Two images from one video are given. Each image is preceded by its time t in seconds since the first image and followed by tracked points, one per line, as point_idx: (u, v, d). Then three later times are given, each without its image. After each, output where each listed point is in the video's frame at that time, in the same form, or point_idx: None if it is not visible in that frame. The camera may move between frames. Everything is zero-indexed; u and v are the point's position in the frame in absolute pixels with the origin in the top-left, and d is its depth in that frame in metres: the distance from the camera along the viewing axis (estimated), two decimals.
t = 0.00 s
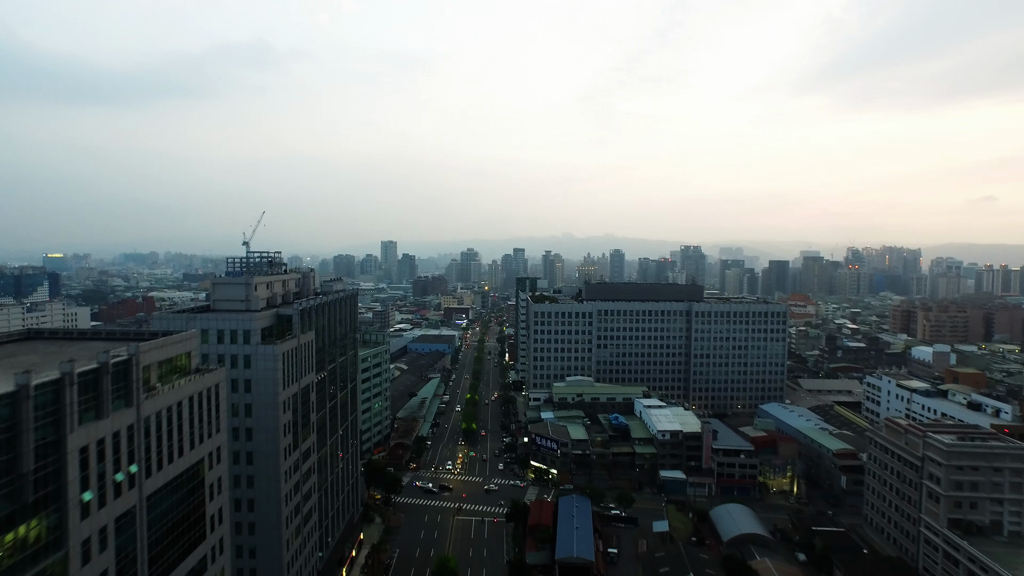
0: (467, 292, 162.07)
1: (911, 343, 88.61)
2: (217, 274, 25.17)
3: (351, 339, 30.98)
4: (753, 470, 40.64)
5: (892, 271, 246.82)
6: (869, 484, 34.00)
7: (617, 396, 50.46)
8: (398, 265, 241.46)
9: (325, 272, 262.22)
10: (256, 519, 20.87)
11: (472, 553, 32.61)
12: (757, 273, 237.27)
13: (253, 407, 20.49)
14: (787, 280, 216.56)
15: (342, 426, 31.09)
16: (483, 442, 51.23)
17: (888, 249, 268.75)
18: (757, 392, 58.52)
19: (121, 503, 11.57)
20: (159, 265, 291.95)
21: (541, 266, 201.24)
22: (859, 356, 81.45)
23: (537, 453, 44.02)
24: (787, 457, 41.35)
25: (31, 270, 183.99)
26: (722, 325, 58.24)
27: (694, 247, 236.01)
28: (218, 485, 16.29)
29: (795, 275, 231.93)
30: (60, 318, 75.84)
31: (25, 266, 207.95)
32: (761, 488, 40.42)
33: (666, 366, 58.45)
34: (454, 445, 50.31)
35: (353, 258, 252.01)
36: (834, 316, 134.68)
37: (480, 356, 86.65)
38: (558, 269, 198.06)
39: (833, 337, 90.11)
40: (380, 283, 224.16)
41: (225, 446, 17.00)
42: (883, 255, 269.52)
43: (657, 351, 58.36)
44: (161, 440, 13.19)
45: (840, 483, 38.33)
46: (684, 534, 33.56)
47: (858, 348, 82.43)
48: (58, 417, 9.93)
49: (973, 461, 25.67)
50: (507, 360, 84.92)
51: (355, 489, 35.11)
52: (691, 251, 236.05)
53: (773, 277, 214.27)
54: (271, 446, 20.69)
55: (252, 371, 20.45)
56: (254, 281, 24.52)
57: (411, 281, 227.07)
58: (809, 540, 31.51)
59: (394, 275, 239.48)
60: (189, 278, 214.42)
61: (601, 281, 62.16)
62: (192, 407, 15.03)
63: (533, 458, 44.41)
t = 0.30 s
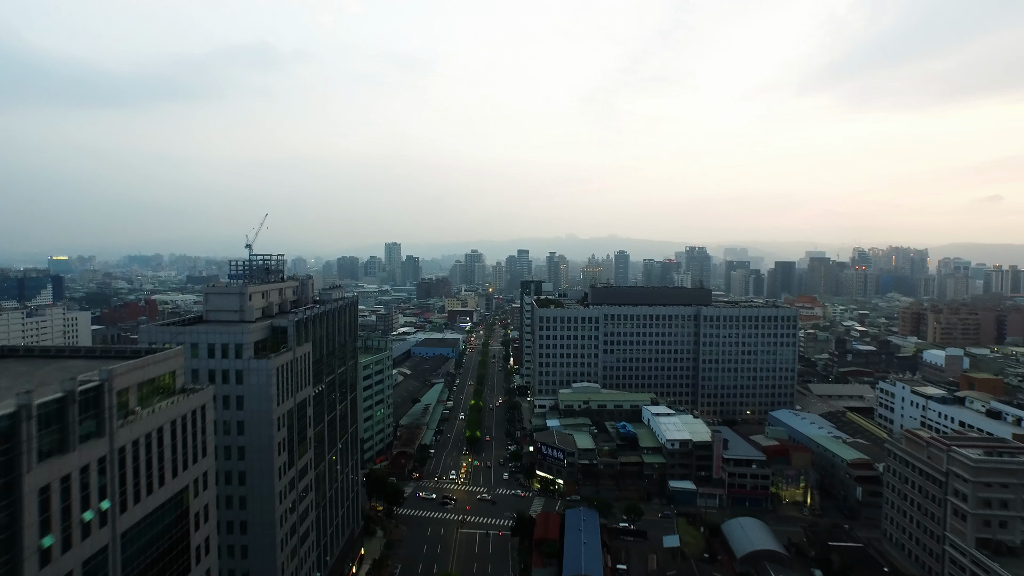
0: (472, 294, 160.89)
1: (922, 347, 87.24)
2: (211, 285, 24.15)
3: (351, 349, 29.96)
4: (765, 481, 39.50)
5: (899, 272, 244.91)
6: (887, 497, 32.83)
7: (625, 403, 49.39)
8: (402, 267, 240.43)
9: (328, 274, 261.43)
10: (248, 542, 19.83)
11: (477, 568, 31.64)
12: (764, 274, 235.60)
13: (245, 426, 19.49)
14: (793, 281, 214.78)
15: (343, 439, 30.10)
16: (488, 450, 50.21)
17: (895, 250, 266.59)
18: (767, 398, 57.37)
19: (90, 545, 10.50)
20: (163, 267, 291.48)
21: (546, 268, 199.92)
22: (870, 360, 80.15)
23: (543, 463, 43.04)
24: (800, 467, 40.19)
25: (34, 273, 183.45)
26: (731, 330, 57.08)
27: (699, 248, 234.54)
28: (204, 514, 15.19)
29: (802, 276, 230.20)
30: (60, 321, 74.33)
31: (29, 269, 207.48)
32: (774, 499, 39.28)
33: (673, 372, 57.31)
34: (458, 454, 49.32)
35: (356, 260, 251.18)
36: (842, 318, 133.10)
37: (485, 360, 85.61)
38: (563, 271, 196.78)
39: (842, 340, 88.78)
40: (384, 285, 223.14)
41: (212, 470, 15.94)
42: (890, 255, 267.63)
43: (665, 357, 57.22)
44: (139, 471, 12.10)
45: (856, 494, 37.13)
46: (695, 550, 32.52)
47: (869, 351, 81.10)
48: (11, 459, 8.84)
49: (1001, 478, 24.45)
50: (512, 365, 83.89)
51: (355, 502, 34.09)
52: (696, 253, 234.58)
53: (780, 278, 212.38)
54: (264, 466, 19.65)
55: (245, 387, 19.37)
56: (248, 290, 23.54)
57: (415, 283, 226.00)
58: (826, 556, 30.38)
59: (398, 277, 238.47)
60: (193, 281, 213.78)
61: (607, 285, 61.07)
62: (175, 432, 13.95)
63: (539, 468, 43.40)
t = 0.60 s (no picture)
0: (475, 296, 159.83)
1: (932, 351, 85.89)
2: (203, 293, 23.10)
3: (349, 359, 28.97)
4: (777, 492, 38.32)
5: (905, 273, 243.17)
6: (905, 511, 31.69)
7: (631, 410, 48.25)
8: (405, 269, 239.43)
9: (331, 276, 260.80)
10: (238, 567, 18.72)
11: None
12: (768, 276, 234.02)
13: (235, 444, 18.41)
14: (798, 282, 213.12)
15: (340, 452, 29.06)
16: (492, 458, 49.14)
17: (900, 251, 264.68)
18: (777, 405, 56.21)
19: None
20: (166, 268, 291.34)
21: (550, 270, 198.81)
22: (879, 364, 78.85)
23: (548, 472, 41.97)
24: (812, 478, 39.00)
25: (36, 275, 183.08)
26: (739, 334, 55.93)
27: (703, 250, 233.19)
28: (187, 544, 14.10)
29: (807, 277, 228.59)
30: (59, 325, 73.49)
31: (32, 271, 207.06)
32: (785, 511, 38.10)
33: (680, 378, 56.22)
34: (461, 462, 48.27)
35: (359, 262, 250.41)
36: (849, 321, 131.58)
37: (488, 364, 84.58)
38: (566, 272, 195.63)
39: (851, 344, 87.49)
40: (387, 287, 222.43)
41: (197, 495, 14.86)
42: (896, 257, 265.85)
43: (672, 363, 56.10)
44: (113, 503, 11.11)
45: (871, 507, 35.99)
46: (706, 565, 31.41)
47: (878, 356, 79.78)
48: None
49: None
50: (515, 369, 82.83)
51: (354, 516, 33.06)
52: (700, 254, 233.16)
53: (785, 279, 210.79)
54: (255, 487, 18.56)
55: (234, 404, 18.30)
56: (241, 299, 22.52)
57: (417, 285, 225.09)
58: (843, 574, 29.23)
59: (401, 279, 237.65)
60: (195, 283, 213.50)
61: (613, 289, 59.96)
62: (157, 458, 12.90)
63: (544, 477, 42.32)
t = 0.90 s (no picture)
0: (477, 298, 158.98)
1: (940, 354, 84.65)
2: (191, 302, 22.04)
3: (347, 369, 27.94)
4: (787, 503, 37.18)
5: (909, 274, 241.79)
6: (922, 525, 30.58)
7: (636, 417, 47.14)
8: (407, 270, 238.52)
9: (333, 277, 259.94)
10: None
11: None
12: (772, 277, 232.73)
13: (222, 465, 17.31)
14: (802, 283, 211.78)
15: (337, 466, 28.00)
16: (493, 466, 48.11)
17: (905, 251, 263.23)
18: (784, 411, 55.09)
19: None
20: (168, 270, 290.80)
21: (552, 271, 197.86)
22: (887, 368, 77.64)
23: (552, 482, 40.91)
24: (824, 489, 37.86)
25: (37, 276, 182.52)
26: (746, 339, 54.82)
27: (706, 251, 232.15)
28: None
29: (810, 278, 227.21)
30: (56, 328, 72.59)
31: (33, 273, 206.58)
32: (796, 522, 36.98)
33: (686, 383, 55.14)
34: (462, 471, 47.24)
35: (361, 263, 249.60)
36: (855, 323, 130.25)
37: (490, 367, 83.55)
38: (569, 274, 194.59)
39: (857, 347, 86.29)
40: (388, 288, 221.55)
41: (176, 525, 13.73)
42: (900, 257, 264.42)
43: (677, 368, 55.02)
44: (74, 547, 10.01)
45: (885, 519, 34.86)
46: None
47: (886, 359, 78.57)
48: None
49: None
50: (518, 373, 81.79)
51: (352, 529, 32.00)
52: (704, 255, 232.00)
53: (789, 280, 209.52)
54: (243, 510, 17.44)
55: (221, 421, 17.23)
56: (231, 309, 21.49)
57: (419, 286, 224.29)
58: None
59: (403, 280, 236.93)
60: (197, 285, 212.66)
61: (617, 292, 58.89)
62: (130, 490, 11.77)
63: (547, 487, 41.25)
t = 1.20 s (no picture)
0: (479, 299, 157.84)
1: (949, 358, 83.40)
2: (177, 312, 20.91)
3: (343, 381, 26.89)
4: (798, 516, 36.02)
5: (914, 275, 240.23)
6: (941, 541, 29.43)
7: (642, 425, 46.07)
8: (408, 272, 237.51)
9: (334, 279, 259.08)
10: None
11: None
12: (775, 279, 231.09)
13: (206, 487, 16.21)
14: (806, 285, 210.28)
15: (333, 481, 26.90)
16: (496, 475, 47.04)
17: (909, 252, 261.45)
18: (793, 417, 53.99)
19: None
20: (170, 271, 290.17)
21: (554, 272, 196.66)
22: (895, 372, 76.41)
23: (556, 492, 39.86)
24: (836, 500, 36.71)
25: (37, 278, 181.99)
26: (753, 344, 53.71)
27: (709, 252, 230.77)
28: None
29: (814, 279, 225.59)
30: (53, 332, 71.65)
31: (34, 275, 205.85)
32: (807, 535, 35.84)
33: (692, 389, 54.04)
34: (463, 479, 46.22)
35: (362, 264, 248.75)
36: (860, 326, 128.86)
37: (492, 371, 82.56)
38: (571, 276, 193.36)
39: (864, 351, 85.08)
40: (390, 290, 220.59)
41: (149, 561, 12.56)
42: (904, 258, 262.87)
43: (683, 374, 53.95)
44: None
45: (900, 533, 33.70)
46: None
47: (894, 364, 77.34)
48: None
49: None
50: (520, 377, 80.76)
51: (349, 544, 30.93)
52: (706, 256, 230.75)
53: (792, 282, 208.07)
54: (228, 535, 16.29)
55: (205, 442, 16.14)
56: (220, 319, 20.45)
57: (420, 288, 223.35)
58: None
59: (405, 282, 236.16)
60: (197, 287, 211.82)
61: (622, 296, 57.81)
62: (94, 529, 10.61)
63: (551, 497, 40.20)
